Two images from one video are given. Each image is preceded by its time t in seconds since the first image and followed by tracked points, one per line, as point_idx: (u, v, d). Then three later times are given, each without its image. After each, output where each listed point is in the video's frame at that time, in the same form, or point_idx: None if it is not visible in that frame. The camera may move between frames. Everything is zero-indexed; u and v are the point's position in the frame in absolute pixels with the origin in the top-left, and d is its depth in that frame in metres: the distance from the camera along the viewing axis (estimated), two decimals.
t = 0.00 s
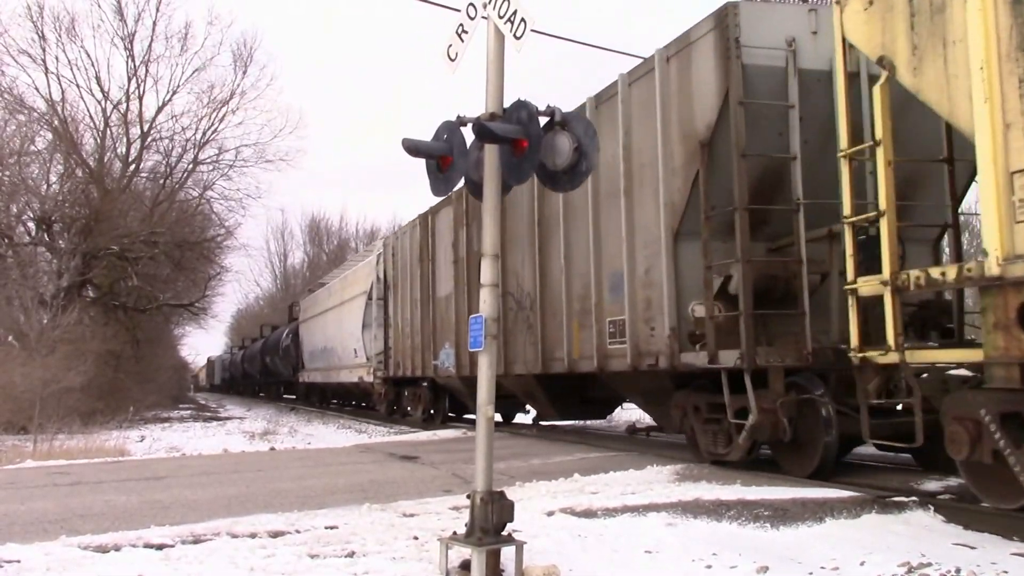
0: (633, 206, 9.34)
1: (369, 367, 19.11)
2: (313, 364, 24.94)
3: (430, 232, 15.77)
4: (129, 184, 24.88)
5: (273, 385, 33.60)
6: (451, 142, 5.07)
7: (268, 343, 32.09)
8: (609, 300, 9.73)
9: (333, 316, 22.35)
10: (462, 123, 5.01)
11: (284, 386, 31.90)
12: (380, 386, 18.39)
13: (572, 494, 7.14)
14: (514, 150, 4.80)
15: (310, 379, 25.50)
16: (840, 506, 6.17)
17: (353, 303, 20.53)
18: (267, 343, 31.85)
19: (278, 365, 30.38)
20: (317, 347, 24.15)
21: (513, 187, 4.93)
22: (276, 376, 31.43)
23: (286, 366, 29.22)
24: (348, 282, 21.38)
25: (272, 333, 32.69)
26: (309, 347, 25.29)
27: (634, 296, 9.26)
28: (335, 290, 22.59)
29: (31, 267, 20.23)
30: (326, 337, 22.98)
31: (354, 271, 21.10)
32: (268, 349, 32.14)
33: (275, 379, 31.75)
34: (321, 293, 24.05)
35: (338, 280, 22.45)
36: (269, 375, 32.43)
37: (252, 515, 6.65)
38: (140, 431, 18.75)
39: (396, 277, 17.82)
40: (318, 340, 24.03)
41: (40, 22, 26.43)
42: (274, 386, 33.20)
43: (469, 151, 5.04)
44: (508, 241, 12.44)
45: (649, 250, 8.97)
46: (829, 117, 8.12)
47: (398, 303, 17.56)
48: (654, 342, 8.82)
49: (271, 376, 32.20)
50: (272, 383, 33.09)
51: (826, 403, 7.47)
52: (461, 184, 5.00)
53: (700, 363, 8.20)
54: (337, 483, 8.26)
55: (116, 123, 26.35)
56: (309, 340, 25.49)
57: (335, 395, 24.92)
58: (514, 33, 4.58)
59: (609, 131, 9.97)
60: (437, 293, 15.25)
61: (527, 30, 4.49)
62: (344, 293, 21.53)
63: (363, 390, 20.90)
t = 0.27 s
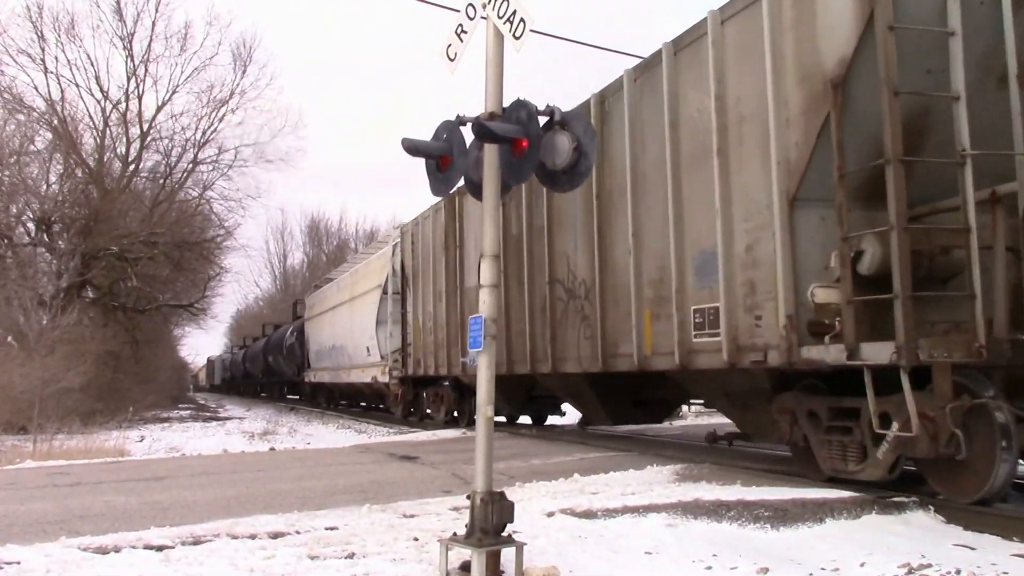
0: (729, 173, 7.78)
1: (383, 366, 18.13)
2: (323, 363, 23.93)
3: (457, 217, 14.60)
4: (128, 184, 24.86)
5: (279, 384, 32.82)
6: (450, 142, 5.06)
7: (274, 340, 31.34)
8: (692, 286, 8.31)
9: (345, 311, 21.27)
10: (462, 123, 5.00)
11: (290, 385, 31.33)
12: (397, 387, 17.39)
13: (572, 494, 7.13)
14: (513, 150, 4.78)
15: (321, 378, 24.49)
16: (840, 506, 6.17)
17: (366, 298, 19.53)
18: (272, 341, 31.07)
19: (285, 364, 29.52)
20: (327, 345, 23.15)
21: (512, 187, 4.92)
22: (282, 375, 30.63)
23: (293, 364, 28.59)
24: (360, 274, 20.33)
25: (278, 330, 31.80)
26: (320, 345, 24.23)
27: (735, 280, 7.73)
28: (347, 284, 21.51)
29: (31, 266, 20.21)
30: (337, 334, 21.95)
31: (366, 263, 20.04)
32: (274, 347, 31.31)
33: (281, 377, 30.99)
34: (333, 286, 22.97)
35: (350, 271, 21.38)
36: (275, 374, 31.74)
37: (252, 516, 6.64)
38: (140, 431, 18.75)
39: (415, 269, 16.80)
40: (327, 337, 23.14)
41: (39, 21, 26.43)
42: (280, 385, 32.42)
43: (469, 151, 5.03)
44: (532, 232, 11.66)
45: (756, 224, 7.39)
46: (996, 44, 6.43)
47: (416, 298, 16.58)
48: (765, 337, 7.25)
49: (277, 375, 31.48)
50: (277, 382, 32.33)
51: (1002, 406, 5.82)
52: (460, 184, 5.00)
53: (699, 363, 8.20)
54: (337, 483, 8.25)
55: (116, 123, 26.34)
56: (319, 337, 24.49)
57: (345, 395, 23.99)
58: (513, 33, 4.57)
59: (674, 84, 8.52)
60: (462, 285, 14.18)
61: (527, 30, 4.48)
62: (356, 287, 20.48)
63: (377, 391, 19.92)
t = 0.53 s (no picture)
0: (808, 136, 6.79)
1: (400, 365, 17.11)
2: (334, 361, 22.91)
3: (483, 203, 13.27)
4: (127, 185, 24.84)
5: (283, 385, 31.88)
6: (449, 143, 5.06)
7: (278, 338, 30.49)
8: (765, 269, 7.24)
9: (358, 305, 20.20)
10: (461, 124, 5.00)
11: (295, 386, 30.53)
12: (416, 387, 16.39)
13: (570, 495, 7.13)
14: (512, 151, 4.78)
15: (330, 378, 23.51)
16: (838, 506, 6.18)
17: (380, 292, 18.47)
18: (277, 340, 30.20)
19: (290, 364, 28.61)
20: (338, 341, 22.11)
21: (511, 187, 4.92)
22: (287, 375, 29.77)
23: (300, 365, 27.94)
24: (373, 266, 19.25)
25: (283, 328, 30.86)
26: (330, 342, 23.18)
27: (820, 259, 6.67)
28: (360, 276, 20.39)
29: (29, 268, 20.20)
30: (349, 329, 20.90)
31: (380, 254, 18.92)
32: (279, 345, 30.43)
33: (285, 377, 30.13)
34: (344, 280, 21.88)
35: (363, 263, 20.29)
36: (279, 374, 30.89)
37: (251, 517, 6.64)
38: (138, 432, 18.74)
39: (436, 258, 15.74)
40: (336, 334, 22.23)
41: (38, 23, 26.45)
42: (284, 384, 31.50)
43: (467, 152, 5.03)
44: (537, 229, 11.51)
45: (849, 191, 6.39)
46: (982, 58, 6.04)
47: (437, 294, 15.52)
48: (865, 323, 6.21)
49: (281, 375, 30.64)
50: (281, 382, 31.47)
51: None
52: (458, 185, 5.00)
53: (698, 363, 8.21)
54: (335, 485, 8.24)
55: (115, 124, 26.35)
56: (328, 334, 23.47)
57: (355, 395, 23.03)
58: (513, 34, 4.57)
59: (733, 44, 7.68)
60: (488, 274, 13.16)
61: (526, 32, 4.48)
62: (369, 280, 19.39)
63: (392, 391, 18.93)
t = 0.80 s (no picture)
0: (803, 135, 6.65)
1: (422, 361, 16.01)
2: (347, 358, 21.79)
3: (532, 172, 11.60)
4: (127, 184, 24.83)
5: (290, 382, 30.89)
6: (449, 141, 5.06)
7: (286, 335, 29.61)
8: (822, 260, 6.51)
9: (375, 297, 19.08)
10: (461, 122, 4.99)
11: (301, 384, 29.63)
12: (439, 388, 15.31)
13: (570, 494, 7.13)
14: (512, 149, 4.78)
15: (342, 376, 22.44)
16: (839, 505, 6.17)
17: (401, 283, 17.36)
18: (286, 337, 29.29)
19: (299, 362, 27.68)
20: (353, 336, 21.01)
21: (511, 186, 4.91)
22: (295, 373, 28.82)
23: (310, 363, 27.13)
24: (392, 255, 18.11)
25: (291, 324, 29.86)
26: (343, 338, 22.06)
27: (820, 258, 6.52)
28: (377, 267, 19.24)
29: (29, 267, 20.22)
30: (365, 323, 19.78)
31: (399, 243, 17.76)
32: (287, 342, 29.45)
33: (293, 375, 29.18)
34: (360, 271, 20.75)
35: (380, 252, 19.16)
36: (286, 372, 29.95)
37: (251, 515, 6.64)
38: (139, 431, 18.75)
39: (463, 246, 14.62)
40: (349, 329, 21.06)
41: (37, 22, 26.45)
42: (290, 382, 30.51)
43: (467, 151, 5.02)
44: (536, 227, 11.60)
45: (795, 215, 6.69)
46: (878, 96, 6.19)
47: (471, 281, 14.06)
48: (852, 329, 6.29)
49: (288, 374, 29.74)
50: (289, 380, 30.53)
51: None
52: (458, 183, 5.00)
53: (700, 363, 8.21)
54: (336, 483, 8.24)
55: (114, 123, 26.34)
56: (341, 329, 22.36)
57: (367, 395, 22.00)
58: (513, 32, 4.57)
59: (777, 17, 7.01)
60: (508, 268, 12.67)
61: (526, 30, 4.48)
62: (388, 270, 18.24)
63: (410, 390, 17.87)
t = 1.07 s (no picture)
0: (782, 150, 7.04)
1: (450, 357, 14.94)
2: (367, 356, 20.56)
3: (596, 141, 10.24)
4: (128, 182, 24.83)
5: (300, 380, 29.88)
6: (450, 140, 5.05)
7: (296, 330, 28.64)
8: (940, 239, 5.67)
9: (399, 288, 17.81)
10: (462, 120, 4.99)
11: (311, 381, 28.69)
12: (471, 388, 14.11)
13: (572, 493, 7.13)
14: (513, 149, 4.77)
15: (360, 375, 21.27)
16: (840, 504, 6.17)
17: (428, 273, 16.16)
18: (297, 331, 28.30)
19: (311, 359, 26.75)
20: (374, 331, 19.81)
21: (512, 185, 4.91)
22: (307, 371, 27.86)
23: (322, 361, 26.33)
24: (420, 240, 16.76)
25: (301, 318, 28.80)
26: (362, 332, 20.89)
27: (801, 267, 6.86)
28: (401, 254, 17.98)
29: (31, 265, 20.24)
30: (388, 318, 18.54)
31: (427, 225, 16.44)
32: (297, 337, 28.44)
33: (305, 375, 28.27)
34: (383, 258, 19.47)
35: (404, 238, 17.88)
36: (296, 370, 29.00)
37: (252, 514, 6.63)
38: (140, 429, 18.76)
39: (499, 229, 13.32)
40: (369, 325, 20.07)
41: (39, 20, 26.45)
42: (301, 380, 29.55)
43: (468, 150, 5.02)
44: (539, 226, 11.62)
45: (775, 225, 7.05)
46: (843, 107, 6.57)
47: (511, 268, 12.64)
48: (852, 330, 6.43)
49: (299, 372, 28.77)
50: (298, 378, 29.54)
51: None
52: (459, 181, 5.00)
53: (702, 362, 8.21)
54: (337, 482, 8.23)
55: (116, 121, 26.34)
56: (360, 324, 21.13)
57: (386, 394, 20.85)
58: (514, 32, 4.56)
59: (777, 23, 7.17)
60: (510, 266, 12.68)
61: (527, 29, 4.47)
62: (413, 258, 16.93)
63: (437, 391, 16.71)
